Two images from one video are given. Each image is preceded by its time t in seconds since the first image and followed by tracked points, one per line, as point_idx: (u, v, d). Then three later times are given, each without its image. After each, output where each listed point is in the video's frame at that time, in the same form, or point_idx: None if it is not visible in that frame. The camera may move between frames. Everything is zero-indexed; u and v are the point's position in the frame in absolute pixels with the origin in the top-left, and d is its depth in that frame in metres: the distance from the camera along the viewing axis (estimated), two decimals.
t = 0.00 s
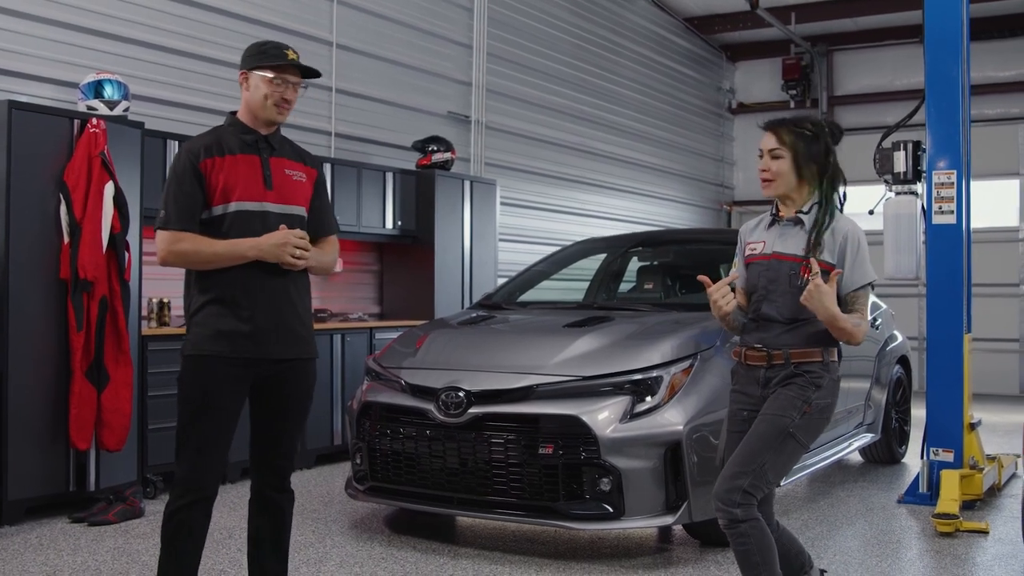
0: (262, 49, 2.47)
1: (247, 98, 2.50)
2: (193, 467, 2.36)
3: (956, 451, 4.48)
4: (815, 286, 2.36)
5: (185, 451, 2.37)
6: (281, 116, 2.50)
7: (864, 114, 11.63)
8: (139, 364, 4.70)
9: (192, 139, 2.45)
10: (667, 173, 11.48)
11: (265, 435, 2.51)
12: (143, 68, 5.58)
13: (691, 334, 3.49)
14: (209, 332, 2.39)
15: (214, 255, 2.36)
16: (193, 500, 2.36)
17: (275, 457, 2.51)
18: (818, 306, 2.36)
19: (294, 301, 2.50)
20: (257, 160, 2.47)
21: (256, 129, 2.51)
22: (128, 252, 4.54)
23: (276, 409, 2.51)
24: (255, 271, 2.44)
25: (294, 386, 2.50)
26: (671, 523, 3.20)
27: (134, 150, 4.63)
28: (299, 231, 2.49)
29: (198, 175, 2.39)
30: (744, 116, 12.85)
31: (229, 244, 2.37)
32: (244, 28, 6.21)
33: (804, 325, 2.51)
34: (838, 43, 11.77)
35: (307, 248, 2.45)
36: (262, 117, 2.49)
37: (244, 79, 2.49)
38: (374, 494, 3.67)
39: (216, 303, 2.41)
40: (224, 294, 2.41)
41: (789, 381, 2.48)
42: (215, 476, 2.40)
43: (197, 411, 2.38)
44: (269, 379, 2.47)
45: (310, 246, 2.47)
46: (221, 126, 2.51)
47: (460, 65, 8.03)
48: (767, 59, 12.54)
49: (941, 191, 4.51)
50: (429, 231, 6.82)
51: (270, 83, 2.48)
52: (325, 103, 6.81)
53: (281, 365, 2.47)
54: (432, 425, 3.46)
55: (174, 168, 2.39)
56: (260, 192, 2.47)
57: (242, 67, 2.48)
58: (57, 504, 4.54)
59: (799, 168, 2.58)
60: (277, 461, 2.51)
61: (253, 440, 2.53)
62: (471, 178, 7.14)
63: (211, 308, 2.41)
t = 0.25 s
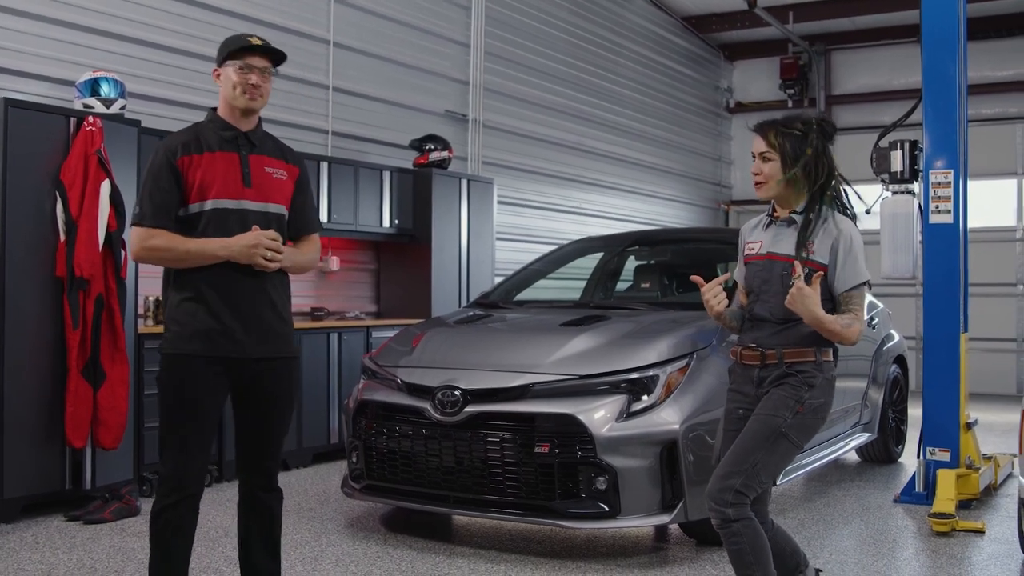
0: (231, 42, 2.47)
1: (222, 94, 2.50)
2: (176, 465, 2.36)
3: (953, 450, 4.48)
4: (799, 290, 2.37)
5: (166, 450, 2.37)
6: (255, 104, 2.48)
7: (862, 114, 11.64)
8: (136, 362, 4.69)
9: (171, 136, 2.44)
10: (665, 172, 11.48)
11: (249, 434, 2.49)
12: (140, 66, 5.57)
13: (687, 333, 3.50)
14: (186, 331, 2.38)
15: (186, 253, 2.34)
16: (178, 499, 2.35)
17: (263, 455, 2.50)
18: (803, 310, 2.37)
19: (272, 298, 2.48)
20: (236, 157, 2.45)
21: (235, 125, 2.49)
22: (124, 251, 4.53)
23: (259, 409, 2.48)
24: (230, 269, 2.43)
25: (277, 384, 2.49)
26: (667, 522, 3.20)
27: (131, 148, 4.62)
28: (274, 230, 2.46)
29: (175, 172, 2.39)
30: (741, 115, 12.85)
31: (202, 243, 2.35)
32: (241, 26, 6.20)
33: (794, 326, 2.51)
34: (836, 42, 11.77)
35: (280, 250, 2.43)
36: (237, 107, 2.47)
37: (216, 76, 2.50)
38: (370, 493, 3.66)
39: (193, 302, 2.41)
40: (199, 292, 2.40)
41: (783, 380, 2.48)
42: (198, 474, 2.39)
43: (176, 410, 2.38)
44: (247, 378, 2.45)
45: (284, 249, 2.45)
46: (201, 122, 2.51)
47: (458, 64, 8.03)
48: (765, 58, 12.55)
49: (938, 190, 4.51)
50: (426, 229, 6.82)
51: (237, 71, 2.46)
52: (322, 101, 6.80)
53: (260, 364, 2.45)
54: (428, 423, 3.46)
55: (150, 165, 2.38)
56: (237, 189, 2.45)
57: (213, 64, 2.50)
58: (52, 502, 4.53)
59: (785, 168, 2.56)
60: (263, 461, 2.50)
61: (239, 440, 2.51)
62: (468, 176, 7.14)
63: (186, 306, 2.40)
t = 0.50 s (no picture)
0: (201, 37, 2.46)
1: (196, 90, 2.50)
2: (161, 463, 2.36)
3: (949, 448, 4.49)
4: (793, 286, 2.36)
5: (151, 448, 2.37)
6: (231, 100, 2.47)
7: (859, 112, 11.64)
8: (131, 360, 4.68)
9: (146, 132, 2.44)
10: (662, 170, 11.48)
11: (233, 430, 2.49)
12: (136, 63, 5.56)
13: (684, 330, 3.50)
14: (163, 328, 2.37)
15: (163, 249, 2.34)
16: (165, 497, 2.35)
17: (250, 452, 2.50)
18: (796, 306, 2.36)
19: (251, 294, 2.47)
20: (212, 152, 2.44)
21: (211, 120, 2.47)
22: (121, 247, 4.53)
23: (243, 405, 2.48)
24: (208, 265, 2.42)
25: (258, 380, 2.48)
26: (664, 519, 3.20)
27: (127, 145, 4.61)
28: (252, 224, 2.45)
29: (150, 169, 2.38)
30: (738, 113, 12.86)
31: (178, 239, 2.35)
32: (238, 23, 6.19)
33: (788, 321, 2.51)
34: (833, 40, 11.78)
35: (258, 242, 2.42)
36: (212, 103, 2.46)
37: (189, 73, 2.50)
38: (367, 490, 3.66)
39: (170, 298, 2.40)
40: (175, 289, 2.40)
41: (777, 377, 2.49)
42: (184, 471, 2.40)
43: (157, 407, 2.38)
44: (228, 374, 2.44)
45: (261, 241, 2.44)
46: (178, 118, 2.50)
47: (455, 61, 8.02)
48: (763, 56, 12.55)
49: (934, 188, 4.51)
50: (423, 227, 6.82)
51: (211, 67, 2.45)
52: (318, 98, 6.79)
53: (240, 360, 2.45)
54: (425, 420, 3.46)
55: (126, 162, 2.38)
56: (215, 184, 2.44)
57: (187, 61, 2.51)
58: (48, 500, 4.52)
59: (781, 164, 2.58)
60: (249, 458, 2.50)
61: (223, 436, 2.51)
62: (465, 174, 7.14)
63: (163, 302, 2.39)
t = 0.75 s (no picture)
0: (211, 43, 2.42)
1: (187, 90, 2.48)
2: (154, 463, 2.36)
3: (950, 447, 4.49)
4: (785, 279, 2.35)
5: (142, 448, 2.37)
6: (231, 113, 2.49)
7: (859, 110, 11.63)
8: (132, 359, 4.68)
9: (127, 133, 2.43)
10: (662, 168, 11.48)
11: (225, 430, 2.49)
12: (137, 62, 5.56)
13: (684, 329, 3.50)
14: (151, 329, 2.38)
15: (149, 250, 2.34)
16: (160, 496, 2.35)
17: (244, 451, 2.49)
18: (788, 302, 2.36)
19: (238, 293, 2.46)
20: (195, 152, 2.44)
21: (194, 121, 2.48)
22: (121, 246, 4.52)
23: (233, 405, 2.48)
24: (195, 263, 2.41)
25: (248, 380, 2.48)
26: (664, 518, 3.20)
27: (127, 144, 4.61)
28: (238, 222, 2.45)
29: (133, 170, 2.38)
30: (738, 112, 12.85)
31: (165, 240, 2.34)
32: (238, 22, 6.18)
33: (784, 314, 2.50)
34: (833, 39, 11.77)
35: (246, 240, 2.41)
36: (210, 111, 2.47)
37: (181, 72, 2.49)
38: (367, 488, 3.66)
39: (157, 298, 2.39)
40: (162, 290, 2.39)
41: (774, 372, 2.49)
42: (177, 471, 2.40)
43: (146, 408, 2.38)
44: (217, 374, 2.44)
45: (249, 238, 2.43)
46: (160, 118, 2.50)
47: (455, 59, 8.01)
48: (763, 54, 12.54)
49: (934, 186, 4.51)
50: (423, 225, 6.82)
51: (223, 80, 2.46)
52: (318, 97, 6.79)
53: (228, 359, 2.44)
54: (425, 419, 3.46)
55: (108, 163, 2.38)
56: (198, 184, 2.44)
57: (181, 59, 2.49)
58: (49, 499, 4.52)
59: (776, 157, 2.58)
60: (242, 458, 2.50)
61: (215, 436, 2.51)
62: (465, 172, 7.14)
63: (150, 303, 2.39)
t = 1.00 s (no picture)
0: (210, 37, 2.43)
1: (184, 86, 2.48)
2: (150, 462, 2.36)
3: (950, 445, 4.49)
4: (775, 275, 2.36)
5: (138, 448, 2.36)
6: (229, 108, 2.51)
7: (859, 108, 11.63)
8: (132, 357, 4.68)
9: (123, 128, 2.42)
10: (662, 166, 11.47)
11: (220, 429, 2.49)
12: (138, 60, 5.56)
13: (685, 327, 3.49)
14: (146, 327, 2.36)
15: (149, 248, 2.33)
16: (157, 494, 2.35)
17: (241, 449, 2.50)
18: (779, 296, 2.36)
19: (231, 292, 2.47)
20: (191, 150, 2.44)
21: (190, 117, 2.48)
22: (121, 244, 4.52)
23: (228, 403, 2.48)
24: (192, 261, 2.41)
25: (242, 378, 2.49)
26: (664, 516, 3.20)
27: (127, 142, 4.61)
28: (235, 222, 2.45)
29: (130, 165, 2.37)
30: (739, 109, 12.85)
31: (163, 237, 2.34)
32: (238, 20, 6.18)
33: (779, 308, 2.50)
34: (834, 37, 11.77)
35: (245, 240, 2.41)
36: (208, 107, 2.49)
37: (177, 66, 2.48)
38: (368, 487, 3.66)
39: (151, 297, 2.39)
40: (157, 289, 2.39)
41: (769, 368, 2.48)
42: (174, 469, 2.40)
43: (141, 407, 2.37)
44: (212, 372, 2.45)
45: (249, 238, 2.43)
46: (154, 113, 2.49)
47: (455, 57, 8.01)
48: (763, 52, 12.53)
49: (935, 185, 4.51)
50: (423, 224, 6.82)
51: (222, 74, 2.47)
52: (319, 95, 6.79)
53: (223, 357, 2.45)
54: (426, 418, 3.46)
55: (104, 158, 2.36)
56: (194, 182, 2.43)
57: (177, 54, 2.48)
58: (50, 497, 4.53)
59: (769, 148, 2.57)
60: (240, 456, 2.50)
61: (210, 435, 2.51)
62: (466, 170, 7.13)
63: (144, 301, 2.38)
